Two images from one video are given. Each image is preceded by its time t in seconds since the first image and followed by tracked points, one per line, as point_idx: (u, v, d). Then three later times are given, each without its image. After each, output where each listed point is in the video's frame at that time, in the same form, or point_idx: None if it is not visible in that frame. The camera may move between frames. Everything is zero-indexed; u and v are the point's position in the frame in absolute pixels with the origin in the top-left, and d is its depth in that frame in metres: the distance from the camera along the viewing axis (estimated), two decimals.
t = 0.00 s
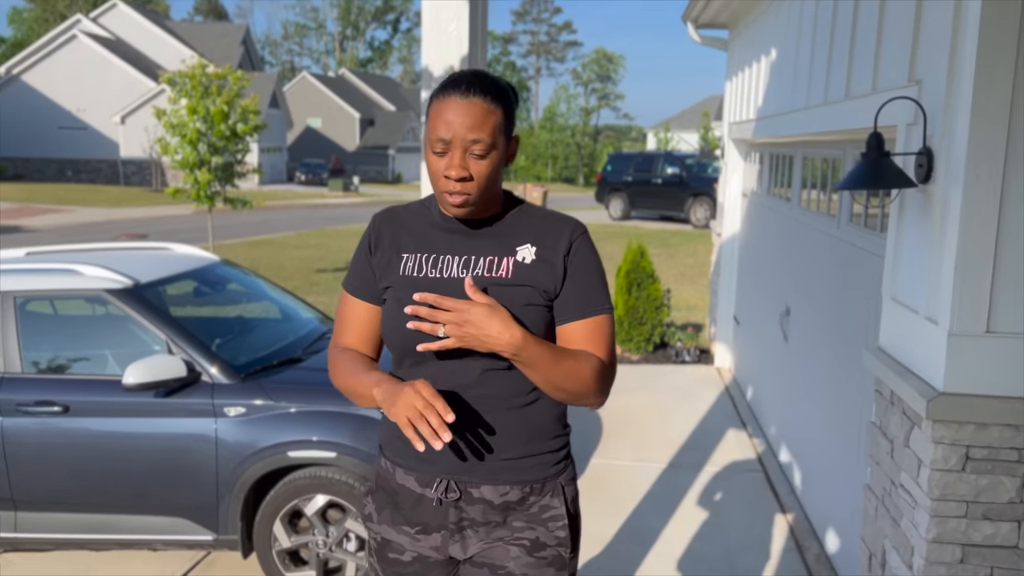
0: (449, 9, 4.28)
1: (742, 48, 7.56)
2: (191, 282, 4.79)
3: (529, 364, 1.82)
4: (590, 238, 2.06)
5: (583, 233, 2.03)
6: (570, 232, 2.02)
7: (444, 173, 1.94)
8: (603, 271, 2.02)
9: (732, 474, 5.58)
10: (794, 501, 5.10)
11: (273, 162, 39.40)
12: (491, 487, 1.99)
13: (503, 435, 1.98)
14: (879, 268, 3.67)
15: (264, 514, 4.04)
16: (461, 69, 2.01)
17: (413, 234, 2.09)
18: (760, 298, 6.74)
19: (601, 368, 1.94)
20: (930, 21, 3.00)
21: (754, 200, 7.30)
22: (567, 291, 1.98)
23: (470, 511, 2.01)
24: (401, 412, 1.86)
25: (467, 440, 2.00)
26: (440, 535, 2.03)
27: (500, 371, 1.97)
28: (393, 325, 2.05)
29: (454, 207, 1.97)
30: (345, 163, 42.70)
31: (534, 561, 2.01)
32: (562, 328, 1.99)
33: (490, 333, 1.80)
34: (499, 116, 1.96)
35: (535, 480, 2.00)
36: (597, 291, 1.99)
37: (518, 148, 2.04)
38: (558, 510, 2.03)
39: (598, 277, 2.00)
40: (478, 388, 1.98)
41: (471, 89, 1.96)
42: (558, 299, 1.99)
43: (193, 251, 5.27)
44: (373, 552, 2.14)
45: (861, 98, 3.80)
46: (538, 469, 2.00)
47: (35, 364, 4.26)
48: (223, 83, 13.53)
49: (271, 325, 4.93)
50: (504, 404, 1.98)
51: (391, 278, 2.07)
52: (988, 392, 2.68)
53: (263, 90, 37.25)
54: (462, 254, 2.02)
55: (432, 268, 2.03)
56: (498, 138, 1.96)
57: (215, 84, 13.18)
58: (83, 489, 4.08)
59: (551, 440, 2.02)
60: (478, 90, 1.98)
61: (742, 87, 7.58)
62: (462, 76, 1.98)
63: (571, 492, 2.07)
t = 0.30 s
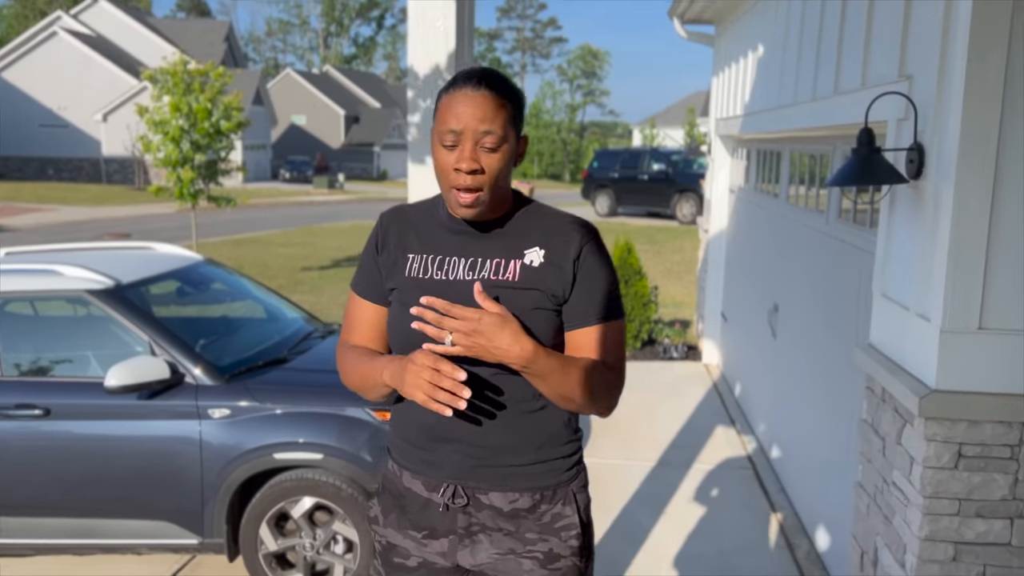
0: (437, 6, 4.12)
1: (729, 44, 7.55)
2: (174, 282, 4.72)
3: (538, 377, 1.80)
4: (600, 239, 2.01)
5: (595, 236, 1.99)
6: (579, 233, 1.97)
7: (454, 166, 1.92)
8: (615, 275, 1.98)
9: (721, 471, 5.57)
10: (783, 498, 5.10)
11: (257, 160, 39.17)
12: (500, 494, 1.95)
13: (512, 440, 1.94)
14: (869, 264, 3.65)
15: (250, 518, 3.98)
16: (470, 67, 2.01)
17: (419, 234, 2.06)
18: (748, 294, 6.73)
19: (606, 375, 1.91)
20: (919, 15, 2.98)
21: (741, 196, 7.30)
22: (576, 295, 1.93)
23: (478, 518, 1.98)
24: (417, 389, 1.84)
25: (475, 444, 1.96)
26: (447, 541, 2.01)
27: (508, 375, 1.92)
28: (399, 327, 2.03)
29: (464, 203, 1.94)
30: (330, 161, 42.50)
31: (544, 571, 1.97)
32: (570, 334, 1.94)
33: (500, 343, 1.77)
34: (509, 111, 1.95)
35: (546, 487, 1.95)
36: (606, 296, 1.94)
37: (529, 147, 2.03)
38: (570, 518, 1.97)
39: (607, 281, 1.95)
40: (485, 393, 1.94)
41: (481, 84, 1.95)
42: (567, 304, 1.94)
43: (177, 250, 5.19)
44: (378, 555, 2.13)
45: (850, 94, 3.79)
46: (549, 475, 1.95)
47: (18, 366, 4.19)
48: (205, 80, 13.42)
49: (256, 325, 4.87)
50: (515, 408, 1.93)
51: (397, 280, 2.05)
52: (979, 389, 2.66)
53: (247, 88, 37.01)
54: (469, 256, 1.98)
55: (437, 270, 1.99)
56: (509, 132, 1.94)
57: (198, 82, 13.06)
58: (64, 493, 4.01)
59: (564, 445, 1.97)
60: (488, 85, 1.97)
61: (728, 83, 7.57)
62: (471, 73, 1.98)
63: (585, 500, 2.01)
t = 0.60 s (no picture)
0: None
1: (712, 41, 7.54)
2: (153, 283, 4.64)
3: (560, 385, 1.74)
4: (636, 244, 1.95)
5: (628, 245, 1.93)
6: (614, 238, 1.92)
7: (477, 149, 1.89)
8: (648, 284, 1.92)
9: (708, 468, 5.56)
10: (768, 495, 5.10)
11: (238, 158, 38.86)
12: (517, 514, 1.91)
13: (531, 459, 1.89)
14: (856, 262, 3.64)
15: (233, 523, 3.91)
16: (510, 61, 2.00)
17: (449, 232, 2.04)
18: (732, 292, 6.74)
19: (639, 385, 1.87)
20: (906, 11, 2.97)
21: (725, 194, 7.30)
22: (609, 301, 1.89)
23: (495, 536, 1.94)
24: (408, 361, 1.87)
25: (492, 463, 1.91)
26: (464, 556, 1.98)
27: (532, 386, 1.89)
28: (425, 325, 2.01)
29: (488, 187, 1.89)
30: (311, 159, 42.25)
31: None
32: (606, 342, 1.90)
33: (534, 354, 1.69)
34: (542, 100, 1.91)
35: (565, 505, 1.91)
36: (644, 303, 1.90)
37: (564, 144, 1.98)
38: (592, 537, 1.93)
39: (643, 288, 1.91)
40: (504, 409, 1.90)
41: (516, 73, 1.94)
42: (598, 310, 1.89)
43: (156, 251, 5.12)
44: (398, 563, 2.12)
45: (835, 91, 3.77)
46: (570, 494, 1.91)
47: None
48: (184, 78, 13.27)
49: (238, 326, 4.80)
50: (534, 426, 1.89)
51: (424, 277, 2.03)
52: (968, 387, 2.65)
53: (227, 85, 36.72)
54: (497, 256, 1.95)
55: (464, 268, 1.97)
56: (539, 121, 1.90)
57: (177, 79, 12.92)
58: (41, 499, 3.93)
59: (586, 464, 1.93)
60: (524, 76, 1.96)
61: (712, 81, 7.56)
62: (511, 65, 1.97)
63: (606, 515, 1.98)
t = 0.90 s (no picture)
0: None
1: (695, 40, 7.54)
2: (132, 284, 4.57)
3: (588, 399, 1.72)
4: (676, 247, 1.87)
5: (664, 245, 1.85)
6: (649, 239, 1.85)
7: (510, 144, 1.86)
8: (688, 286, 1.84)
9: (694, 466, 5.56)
10: (752, 493, 5.10)
11: (217, 157, 38.55)
12: (541, 518, 1.86)
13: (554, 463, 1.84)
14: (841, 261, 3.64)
15: (215, 528, 3.86)
16: (553, 53, 1.96)
17: (483, 229, 2.02)
18: (717, 291, 6.74)
19: (671, 396, 1.79)
20: (891, 10, 2.97)
21: (708, 192, 7.31)
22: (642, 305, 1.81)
23: (522, 541, 1.88)
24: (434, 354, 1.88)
25: (515, 467, 1.87)
26: (493, 559, 1.93)
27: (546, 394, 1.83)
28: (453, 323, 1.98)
29: (518, 183, 1.87)
30: (291, 159, 42.01)
31: None
32: (640, 350, 1.83)
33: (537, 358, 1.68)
34: (581, 95, 1.87)
35: (591, 511, 1.84)
36: (683, 310, 1.82)
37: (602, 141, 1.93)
38: (621, 543, 1.85)
39: (680, 294, 1.82)
40: (525, 412, 1.85)
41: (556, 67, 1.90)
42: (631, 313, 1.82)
43: (135, 252, 5.04)
44: (429, 566, 2.09)
45: (819, 90, 3.77)
46: (597, 499, 1.84)
47: None
48: (162, 76, 13.14)
49: (218, 328, 4.74)
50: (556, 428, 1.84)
51: (457, 275, 2.01)
52: (955, 386, 2.65)
53: (205, 84, 36.44)
54: (527, 255, 1.91)
55: (495, 267, 1.94)
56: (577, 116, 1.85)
57: (155, 78, 12.78)
58: (17, 505, 3.86)
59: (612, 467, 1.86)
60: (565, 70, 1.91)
61: (695, 79, 7.57)
62: (552, 58, 1.93)
63: (639, 522, 1.89)
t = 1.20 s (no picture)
0: None
1: (679, 40, 7.56)
2: (113, 285, 4.51)
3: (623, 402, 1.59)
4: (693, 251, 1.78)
5: (678, 247, 1.76)
6: (660, 243, 1.76)
7: (510, 148, 1.84)
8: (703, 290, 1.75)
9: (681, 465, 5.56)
10: (740, 493, 5.10)
11: (199, 157, 38.29)
12: (549, 523, 1.82)
13: (561, 470, 1.80)
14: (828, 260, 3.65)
15: (198, 532, 3.81)
16: (557, 51, 1.92)
17: (497, 233, 1.99)
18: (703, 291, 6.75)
19: (693, 404, 1.68)
20: (877, 9, 2.97)
21: (693, 192, 7.33)
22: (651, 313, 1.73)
23: (530, 547, 1.85)
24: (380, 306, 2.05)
25: (521, 472, 1.84)
26: (503, 564, 1.90)
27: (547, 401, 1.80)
28: (460, 325, 1.95)
29: (520, 188, 1.85)
30: (274, 158, 41.80)
31: None
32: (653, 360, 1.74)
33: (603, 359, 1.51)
34: (582, 95, 1.82)
35: (599, 518, 1.79)
36: (699, 320, 1.73)
37: (610, 139, 1.87)
38: (630, 551, 1.79)
39: (693, 301, 1.73)
40: (529, 417, 1.82)
41: (556, 66, 1.85)
42: (642, 318, 1.74)
43: (116, 253, 4.98)
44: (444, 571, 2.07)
45: (804, 89, 3.78)
46: (604, 506, 1.79)
47: None
48: (143, 75, 13.03)
49: (201, 329, 4.69)
50: (558, 434, 1.80)
51: (470, 278, 1.99)
52: (941, 385, 2.65)
53: (187, 82, 36.20)
54: (537, 259, 1.88)
55: (505, 271, 1.91)
56: (577, 117, 1.81)
57: (136, 76, 12.67)
58: None
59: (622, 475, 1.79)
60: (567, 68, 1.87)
61: (679, 79, 7.58)
62: (555, 57, 1.89)
63: (650, 529, 1.83)
